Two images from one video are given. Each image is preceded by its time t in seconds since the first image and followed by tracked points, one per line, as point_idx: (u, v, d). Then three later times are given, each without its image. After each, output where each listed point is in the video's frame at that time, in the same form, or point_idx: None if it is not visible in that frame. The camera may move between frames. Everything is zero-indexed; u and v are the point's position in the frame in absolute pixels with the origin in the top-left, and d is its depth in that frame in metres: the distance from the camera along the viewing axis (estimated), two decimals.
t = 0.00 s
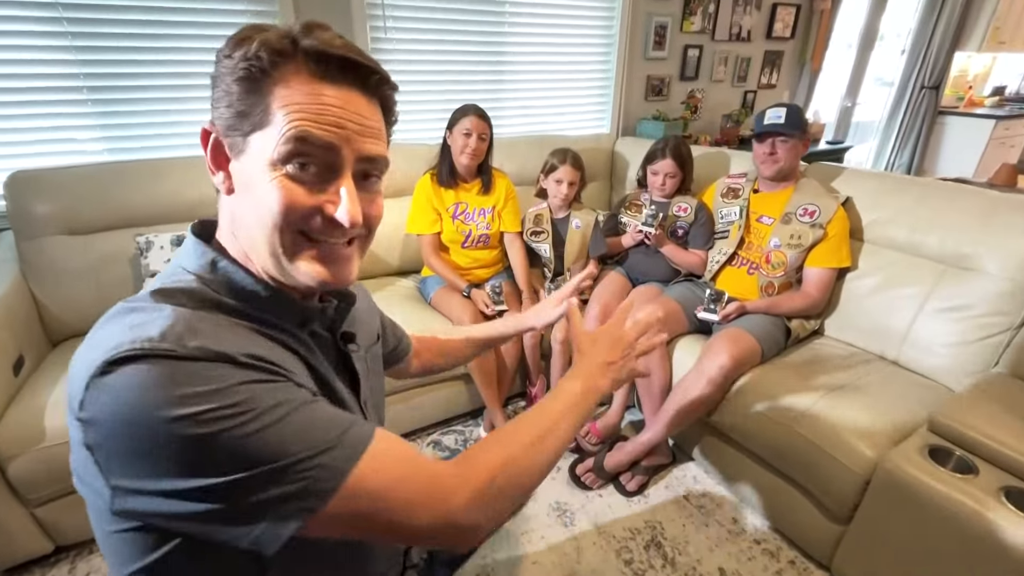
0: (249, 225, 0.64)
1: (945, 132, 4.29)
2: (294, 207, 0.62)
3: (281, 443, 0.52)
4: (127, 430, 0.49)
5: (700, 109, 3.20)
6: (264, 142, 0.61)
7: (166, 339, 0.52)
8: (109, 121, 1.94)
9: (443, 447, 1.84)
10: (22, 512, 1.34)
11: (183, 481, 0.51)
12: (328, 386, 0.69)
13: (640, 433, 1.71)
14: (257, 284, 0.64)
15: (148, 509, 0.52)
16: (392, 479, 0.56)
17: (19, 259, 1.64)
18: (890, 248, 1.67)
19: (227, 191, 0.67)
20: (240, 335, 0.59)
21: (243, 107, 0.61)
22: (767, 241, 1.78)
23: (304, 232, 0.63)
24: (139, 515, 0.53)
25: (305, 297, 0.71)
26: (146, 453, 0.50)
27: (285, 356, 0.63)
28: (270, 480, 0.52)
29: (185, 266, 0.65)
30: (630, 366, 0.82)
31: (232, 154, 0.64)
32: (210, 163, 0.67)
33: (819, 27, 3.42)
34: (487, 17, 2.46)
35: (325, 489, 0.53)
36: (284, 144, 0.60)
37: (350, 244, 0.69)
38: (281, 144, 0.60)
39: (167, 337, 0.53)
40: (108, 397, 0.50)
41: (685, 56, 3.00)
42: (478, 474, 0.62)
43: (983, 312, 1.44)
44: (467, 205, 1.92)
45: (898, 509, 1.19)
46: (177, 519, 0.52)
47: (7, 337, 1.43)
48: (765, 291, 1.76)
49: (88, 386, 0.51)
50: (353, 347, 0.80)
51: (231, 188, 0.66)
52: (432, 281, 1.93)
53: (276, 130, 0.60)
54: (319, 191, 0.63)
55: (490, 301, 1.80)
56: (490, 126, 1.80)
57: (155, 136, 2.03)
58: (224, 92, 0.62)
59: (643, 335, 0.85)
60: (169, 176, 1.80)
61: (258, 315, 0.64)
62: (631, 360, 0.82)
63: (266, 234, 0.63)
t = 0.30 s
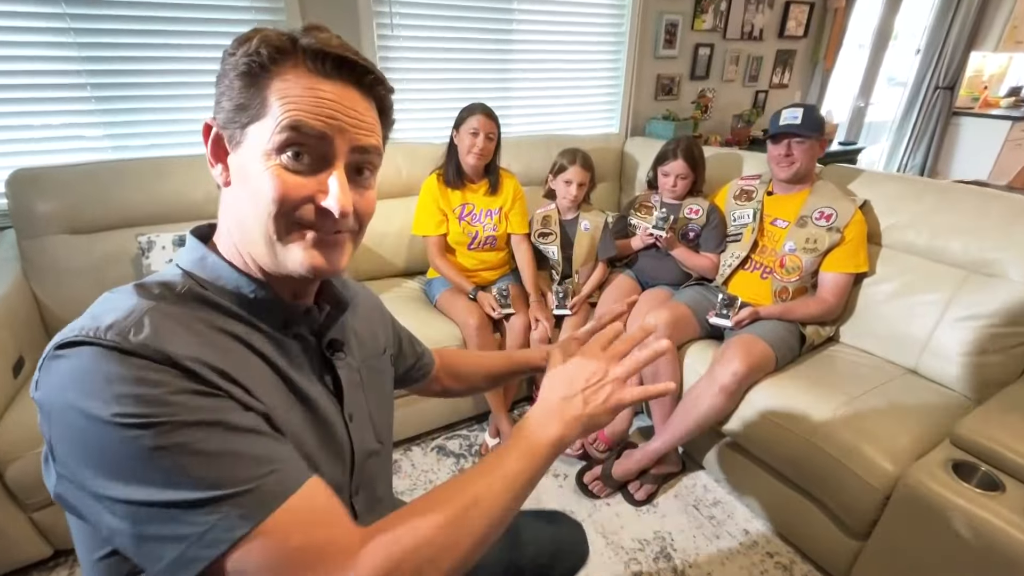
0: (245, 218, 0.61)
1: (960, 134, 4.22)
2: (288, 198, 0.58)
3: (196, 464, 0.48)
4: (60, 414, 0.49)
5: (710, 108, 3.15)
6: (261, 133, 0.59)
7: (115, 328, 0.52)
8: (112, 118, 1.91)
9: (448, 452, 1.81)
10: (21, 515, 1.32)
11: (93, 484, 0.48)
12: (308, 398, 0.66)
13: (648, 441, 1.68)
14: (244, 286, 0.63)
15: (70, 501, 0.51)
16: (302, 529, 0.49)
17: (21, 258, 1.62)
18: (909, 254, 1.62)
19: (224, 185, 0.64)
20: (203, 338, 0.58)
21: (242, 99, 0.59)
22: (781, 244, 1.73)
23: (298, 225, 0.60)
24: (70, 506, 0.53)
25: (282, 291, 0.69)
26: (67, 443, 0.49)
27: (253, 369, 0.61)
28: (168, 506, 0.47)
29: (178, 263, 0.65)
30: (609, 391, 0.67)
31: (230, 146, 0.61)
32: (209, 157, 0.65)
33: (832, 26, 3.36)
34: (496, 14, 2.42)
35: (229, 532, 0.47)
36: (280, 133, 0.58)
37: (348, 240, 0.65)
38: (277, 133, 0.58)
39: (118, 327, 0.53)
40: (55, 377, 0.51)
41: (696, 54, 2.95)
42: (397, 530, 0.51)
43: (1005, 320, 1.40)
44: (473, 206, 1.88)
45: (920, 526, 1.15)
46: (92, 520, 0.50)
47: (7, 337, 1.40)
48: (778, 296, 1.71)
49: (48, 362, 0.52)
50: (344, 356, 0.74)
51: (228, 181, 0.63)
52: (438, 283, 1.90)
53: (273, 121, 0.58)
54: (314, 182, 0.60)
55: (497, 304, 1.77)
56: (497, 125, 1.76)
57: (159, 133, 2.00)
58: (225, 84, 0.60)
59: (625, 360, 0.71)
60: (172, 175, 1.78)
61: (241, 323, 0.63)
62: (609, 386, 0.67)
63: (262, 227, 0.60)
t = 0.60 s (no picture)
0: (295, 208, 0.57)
1: (976, 132, 4.14)
2: (352, 192, 0.55)
3: (109, 512, 0.46)
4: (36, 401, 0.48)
5: (722, 105, 3.09)
6: (328, 125, 0.56)
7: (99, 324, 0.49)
8: (115, 112, 1.89)
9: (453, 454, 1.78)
10: (20, 516, 1.29)
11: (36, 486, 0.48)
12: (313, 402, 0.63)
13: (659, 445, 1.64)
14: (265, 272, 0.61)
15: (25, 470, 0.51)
16: None
17: (22, 254, 1.60)
18: (931, 256, 1.58)
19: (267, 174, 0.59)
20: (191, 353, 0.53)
21: (308, 87, 0.56)
22: (797, 245, 1.68)
23: (356, 222, 0.57)
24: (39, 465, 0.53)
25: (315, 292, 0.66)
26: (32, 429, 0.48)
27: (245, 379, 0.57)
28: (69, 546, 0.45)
29: (207, 250, 0.63)
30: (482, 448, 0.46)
31: (284, 134, 0.57)
32: (251, 145, 0.60)
33: (847, 22, 3.29)
34: (505, 9, 2.38)
35: None
36: (349, 128, 0.56)
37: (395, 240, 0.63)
38: (348, 126, 0.56)
39: (103, 322, 0.49)
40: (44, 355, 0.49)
41: (708, 50, 2.90)
42: None
43: None
44: (481, 203, 1.84)
45: (945, 541, 1.11)
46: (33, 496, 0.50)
47: (7, 334, 1.38)
48: (794, 298, 1.66)
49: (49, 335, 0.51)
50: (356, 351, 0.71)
51: (273, 171, 0.59)
52: (444, 282, 1.86)
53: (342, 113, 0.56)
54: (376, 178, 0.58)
55: (504, 304, 1.73)
56: (506, 121, 1.72)
57: (162, 128, 1.97)
58: (287, 69, 0.56)
59: (512, 393, 0.48)
60: (175, 170, 1.76)
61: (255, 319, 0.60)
62: (478, 443, 0.46)
63: (315, 220, 0.56)
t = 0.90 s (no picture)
0: (345, 234, 0.58)
1: (985, 135, 4.09)
2: (406, 227, 0.60)
3: None
4: (28, 440, 0.45)
5: (728, 107, 3.06)
6: (388, 157, 0.57)
7: (111, 368, 0.46)
8: (115, 111, 1.87)
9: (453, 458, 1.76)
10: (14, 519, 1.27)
11: (15, 528, 0.45)
12: (313, 411, 0.61)
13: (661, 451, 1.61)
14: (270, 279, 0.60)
15: None
16: None
17: (21, 254, 1.59)
18: (940, 262, 1.55)
19: (308, 192, 0.56)
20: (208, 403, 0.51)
21: (372, 116, 0.55)
22: (803, 250, 1.66)
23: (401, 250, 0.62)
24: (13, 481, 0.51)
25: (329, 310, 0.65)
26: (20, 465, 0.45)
27: (242, 399, 0.55)
28: None
29: (209, 261, 0.62)
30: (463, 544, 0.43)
31: (337, 157, 0.55)
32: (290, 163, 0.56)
33: (855, 23, 3.25)
34: (508, 8, 2.35)
35: None
36: (408, 166, 0.59)
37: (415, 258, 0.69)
38: (407, 162, 0.59)
39: (114, 365, 0.46)
40: (42, 387, 0.47)
41: (714, 51, 2.87)
42: None
43: None
44: (483, 205, 1.82)
45: (955, 556, 1.08)
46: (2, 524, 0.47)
47: (4, 335, 1.36)
48: (800, 303, 1.64)
49: (49, 358, 0.48)
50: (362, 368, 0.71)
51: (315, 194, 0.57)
52: (445, 284, 1.85)
53: (404, 150, 0.58)
54: (422, 210, 0.62)
55: (505, 307, 1.71)
56: (508, 122, 1.70)
57: (162, 128, 1.96)
58: (348, 92, 0.54)
59: (508, 507, 0.44)
60: (174, 169, 1.74)
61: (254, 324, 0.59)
62: (459, 551, 0.43)
63: (367, 249, 0.59)
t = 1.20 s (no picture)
0: (352, 251, 0.59)
1: (1003, 137, 4.01)
2: (411, 239, 0.62)
3: None
4: (47, 492, 0.46)
5: (737, 109, 3.03)
6: (394, 174, 0.58)
7: (133, 421, 0.46)
8: (126, 113, 1.90)
9: (455, 460, 1.76)
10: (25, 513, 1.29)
11: None
12: (306, 417, 0.62)
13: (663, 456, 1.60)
14: (258, 291, 0.60)
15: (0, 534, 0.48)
16: None
17: (34, 254, 1.62)
18: (950, 268, 1.53)
19: (313, 211, 0.56)
20: (229, 441, 0.53)
21: (379, 134, 0.56)
22: (810, 254, 1.64)
23: (406, 262, 0.64)
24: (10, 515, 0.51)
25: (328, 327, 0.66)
26: (38, 515, 0.46)
27: (236, 408, 0.55)
28: None
29: (198, 277, 0.61)
30: None
31: (343, 174, 0.56)
32: (296, 182, 0.55)
33: (868, 23, 3.21)
34: (516, 10, 2.36)
35: None
36: (413, 180, 0.60)
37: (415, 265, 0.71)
38: (412, 178, 0.60)
39: (135, 417, 0.47)
40: (54, 437, 0.46)
41: (724, 52, 2.84)
42: None
43: None
44: (487, 208, 1.82)
45: (959, 567, 1.06)
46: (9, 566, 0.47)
47: (14, 333, 1.38)
48: (806, 309, 1.62)
49: (55, 405, 0.48)
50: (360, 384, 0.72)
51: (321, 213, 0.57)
52: (449, 286, 1.85)
53: (409, 166, 0.59)
54: (423, 224, 0.64)
55: (508, 310, 1.71)
56: (512, 125, 1.70)
57: (172, 129, 1.99)
58: (354, 108, 0.54)
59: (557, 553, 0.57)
60: (182, 170, 1.77)
61: (243, 328, 0.59)
62: None
63: (374, 263, 0.61)
